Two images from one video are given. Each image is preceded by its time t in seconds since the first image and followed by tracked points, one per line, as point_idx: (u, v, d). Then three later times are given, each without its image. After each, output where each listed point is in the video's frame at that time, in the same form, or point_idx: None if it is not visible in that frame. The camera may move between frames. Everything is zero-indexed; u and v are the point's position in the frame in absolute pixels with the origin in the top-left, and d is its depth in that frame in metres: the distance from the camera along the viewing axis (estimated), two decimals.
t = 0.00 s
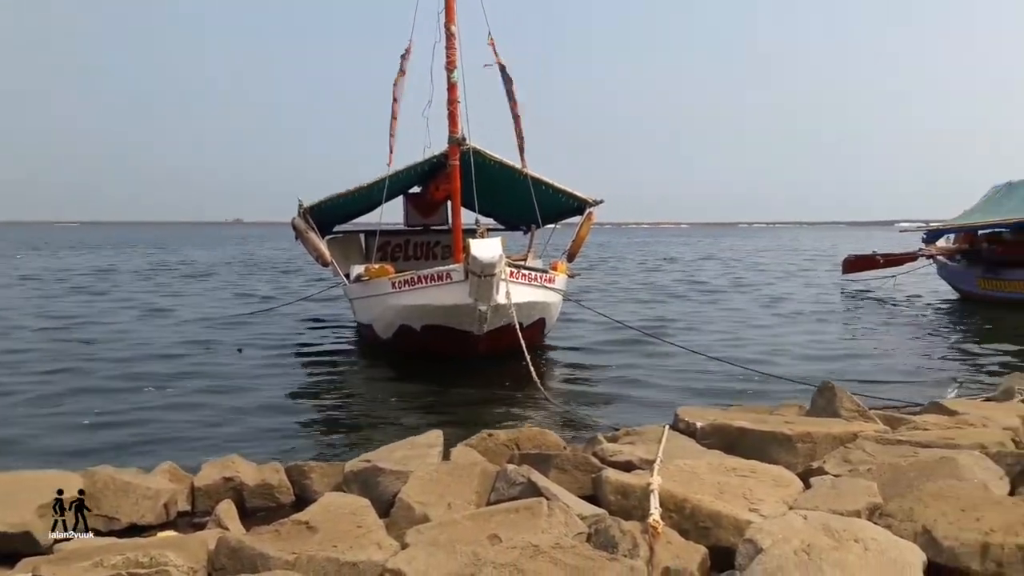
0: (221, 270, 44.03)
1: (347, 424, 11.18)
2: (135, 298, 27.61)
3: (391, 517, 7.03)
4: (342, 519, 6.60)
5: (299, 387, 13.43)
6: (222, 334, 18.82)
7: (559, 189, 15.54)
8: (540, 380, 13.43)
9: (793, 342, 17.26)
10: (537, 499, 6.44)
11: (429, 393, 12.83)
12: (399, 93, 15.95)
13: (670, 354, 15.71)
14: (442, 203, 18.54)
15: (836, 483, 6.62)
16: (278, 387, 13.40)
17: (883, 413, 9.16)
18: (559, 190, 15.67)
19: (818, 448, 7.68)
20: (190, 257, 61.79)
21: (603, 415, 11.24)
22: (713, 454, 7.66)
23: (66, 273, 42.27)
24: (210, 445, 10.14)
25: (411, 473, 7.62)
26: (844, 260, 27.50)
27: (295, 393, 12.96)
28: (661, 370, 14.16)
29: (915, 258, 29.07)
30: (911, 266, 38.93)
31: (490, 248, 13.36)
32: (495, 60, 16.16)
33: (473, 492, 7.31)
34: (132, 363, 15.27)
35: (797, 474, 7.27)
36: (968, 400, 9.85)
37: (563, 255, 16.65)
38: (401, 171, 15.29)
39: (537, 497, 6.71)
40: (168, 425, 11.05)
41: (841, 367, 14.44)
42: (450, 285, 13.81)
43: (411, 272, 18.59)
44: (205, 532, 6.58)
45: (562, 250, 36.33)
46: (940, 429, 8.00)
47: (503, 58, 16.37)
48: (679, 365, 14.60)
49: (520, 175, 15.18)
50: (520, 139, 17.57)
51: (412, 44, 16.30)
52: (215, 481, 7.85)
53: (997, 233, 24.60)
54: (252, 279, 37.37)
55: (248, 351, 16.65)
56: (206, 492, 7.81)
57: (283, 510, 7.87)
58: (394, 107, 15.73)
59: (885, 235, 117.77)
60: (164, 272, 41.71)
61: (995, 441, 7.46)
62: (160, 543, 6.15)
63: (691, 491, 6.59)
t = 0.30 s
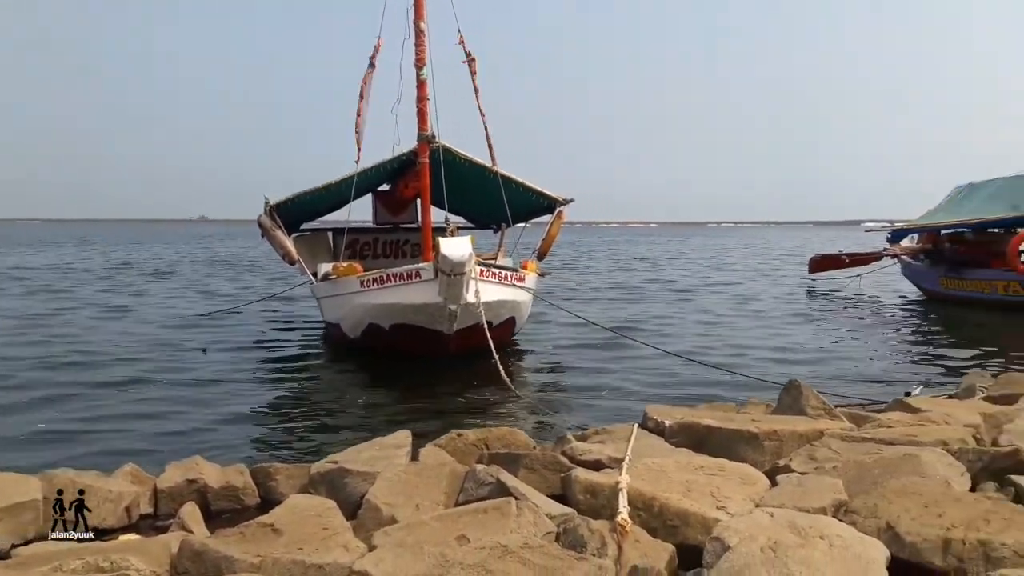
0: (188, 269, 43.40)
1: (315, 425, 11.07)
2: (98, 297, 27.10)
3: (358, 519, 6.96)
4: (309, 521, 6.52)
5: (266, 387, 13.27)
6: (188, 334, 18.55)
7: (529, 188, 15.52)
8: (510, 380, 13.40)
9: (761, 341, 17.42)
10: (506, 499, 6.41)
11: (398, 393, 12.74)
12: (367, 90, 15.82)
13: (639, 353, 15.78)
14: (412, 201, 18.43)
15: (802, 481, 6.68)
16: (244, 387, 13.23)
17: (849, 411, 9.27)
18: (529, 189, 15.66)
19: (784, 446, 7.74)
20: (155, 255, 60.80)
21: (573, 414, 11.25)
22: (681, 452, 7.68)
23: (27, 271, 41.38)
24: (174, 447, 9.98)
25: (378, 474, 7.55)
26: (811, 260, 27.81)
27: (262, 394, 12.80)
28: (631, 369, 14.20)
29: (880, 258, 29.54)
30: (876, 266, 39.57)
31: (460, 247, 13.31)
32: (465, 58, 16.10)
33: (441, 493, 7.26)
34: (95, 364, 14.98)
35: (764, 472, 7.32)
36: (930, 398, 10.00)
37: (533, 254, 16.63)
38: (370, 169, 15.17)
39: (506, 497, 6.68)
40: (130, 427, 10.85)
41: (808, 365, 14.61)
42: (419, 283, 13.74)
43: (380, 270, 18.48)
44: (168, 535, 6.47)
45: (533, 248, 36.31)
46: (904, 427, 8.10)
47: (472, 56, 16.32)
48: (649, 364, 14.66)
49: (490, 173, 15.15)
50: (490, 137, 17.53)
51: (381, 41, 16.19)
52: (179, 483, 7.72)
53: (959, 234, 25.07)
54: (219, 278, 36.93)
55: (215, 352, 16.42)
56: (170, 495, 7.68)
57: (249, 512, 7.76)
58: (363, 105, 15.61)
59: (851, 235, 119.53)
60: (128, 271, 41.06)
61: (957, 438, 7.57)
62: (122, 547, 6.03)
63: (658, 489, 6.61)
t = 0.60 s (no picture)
0: (156, 272, 42.82)
1: (286, 428, 10.96)
2: (64, 301, 26.65)
3: (330, 522, 6.88)
4: (280, 524, 6.45)
5: (236, 390, 13.12)
6: (157, 338, 18.31)
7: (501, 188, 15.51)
8: (483, 381, 13.37)
9: (732, 341, 17.56)
10: (479, 500, 6.38)
11: (371, 395, 12.66)
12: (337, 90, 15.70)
13: (612, 353, 15.85)
14: (383, 202, 18.36)
15: (772, 478, 6.73)
16: (215, 391, 13.08)
17: (818, 409, 9.36)
18: (501, 190, 15.64)
19: (754, 444, 7.79)
20: (123, 257, 59.97)
21: (546, 414, 11.25)
22: (653, 451, 7.71)
23: None
24: (142, 452, 9.83)
25: (350, 476, 7.48)
26: (781, 260, 28.08)
27: (232, 397, 12.65)
28: (603, 369, 14.24)
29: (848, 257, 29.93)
30: (845, 266, 40.09)
31: (432, 248, 13.26)
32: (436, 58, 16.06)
33: (414, 495, 7.21)
34: (62, 368, 14.73)
35: (735, 470, 7.36)
36: (897, 395, 10.14)
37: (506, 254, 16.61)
38: (341, 169, 15.07)
39: (479, 498, 6.64)
40: (97, 431, 10.67)
41: (778, 364, 14.76)
42: (391, 284, 13.67)
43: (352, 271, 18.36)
44: (137, 540, 6.36)
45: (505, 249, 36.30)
46: (871, 424, 8.20)
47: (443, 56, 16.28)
48: (621, 364, 14.72)
49: (462, 174, 15.11)
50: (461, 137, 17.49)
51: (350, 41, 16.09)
52: (148, 487, 7.60)
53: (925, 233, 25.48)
54: (189, 280, 36.49)
55: (184, 355, 16.21)
56: (139, 500, 7.55)
57: (219, 516, 7.66)
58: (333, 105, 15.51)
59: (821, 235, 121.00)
60: (95, 274, 40.43)
61: (924, 435, 7.68)
62: (89, 553, 5.93)
63: (631, 488, 6.61)
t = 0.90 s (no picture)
0: (126, 274, 42.30)
1: (260, 431, 10.87)
2: (32, 304, 26.23)
3: (303, 525, 6.84)
4: (252, 527, 6.40)
5: (209, 393, 13.00)
6: (129, 340, 18.08)
7: (476, 189, 15.50)
8: (459, 381, 13.34)
9: (706, 340, 17.69)
10: (453, 501, 6.37)
11: (345, 397, 12.59)
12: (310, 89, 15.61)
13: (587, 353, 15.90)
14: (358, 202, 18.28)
15: (743, 476, 6.78)
16: (187, 394, 12.95)
17: (789, 408, 9.45)
18: (476, 190, 15.64)
19: (727, 442, 7.85)
20: (92, 259, 59.14)
21: (522, 414, 11.26)
22: (626, 451, 7.74)
23: None
24: (112, 457, 9.71)
25: (323, 479, 7.43)
26: (754, 260, 28.33)
27: (205, 400, 12.52)
28: (578, 370, 14.27)
29: (819, 258, 30.29)
30: (817, 266, 40.56)
31: (407, 248, 13.23)
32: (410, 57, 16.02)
33: (388, 496, 7.18)
34: (30, 372, 14.51)
35: (708, 468, 7.42)
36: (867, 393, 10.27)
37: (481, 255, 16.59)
38: (314, 169, 14.98)
39: (453, 499, 6.64)
40: (66, 436, 10.52)
41: (750, 363, 14.89)
42: (365, 284, 13.62)
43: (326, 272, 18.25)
44: (106, 545, 6.29)
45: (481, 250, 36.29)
46: (842, 422, 8.29)
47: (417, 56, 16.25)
48: (596, 364, 14.77)
49: (437, 174, 15.09)
50: (436, 137, 17.46)
51: (324, 40, 16.00)
52: (118, 491, 7.51)
53: (894, 233, 25.83)
54: (161, 282, 36.07)
55: (157, 358, 16.02)
56: (109, 504, 7.47)
57: (191, 520, 7.58)
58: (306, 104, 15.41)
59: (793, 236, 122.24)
60: (64, 276, 39.85)
61: (893, 433, 7.78)
62: (57, 559, 5.84)
63: (605, 488, 6.64)
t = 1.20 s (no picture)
0: (96, 274, 41.73)
1: (234, 433, 10.78)
2: None
3: (277, 527, 6.79)
4: (226, 530, 6.34)
5: (182, 395, 12.87)
6: (100, 343, 17.85)
7: (453, 188, 15.49)
8: (436, 382, 13.30)
9: (681, 340, 17.82)
10: (428, 502, 6.35)
11: (321, 398, 12.52)
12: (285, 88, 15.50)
13: (564, 353, 15.93)
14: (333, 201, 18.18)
15: (718, 474, 6.83)
16: (160, 396, 12.81)
17: (763, 406, 9.53)
18: (453, 190, 15.62)
19: (701, 441, 7.90)
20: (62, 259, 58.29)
21: (498, 415, 11.25)
22: (602, 450, 7.77)
23: None
24: (82, 461, 9.58)
25: (298, 481, 7.38)
26: (728, 260, 28.54)
27: (178, 403, 12.40)
28: (555, 370, 14.28)
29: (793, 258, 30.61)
30: (790, 265, 40.98)
31: (383, 248, 13.18)
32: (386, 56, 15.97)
33: (363, 498, 7.15)
34: None
35: (683, 467, 7.47)
36: (839, 391, 10.40)
37: (458, 255, 16.57)
38: (289, 168, 14.88)
39: (429, 499, 6.62)
40: (35, 440, 10.37)
41: (725, 362, 15.03)
42: (340, 285, 13.56)
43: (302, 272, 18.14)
44: (76, 550, 6.20)
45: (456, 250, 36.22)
46: (814, 420, 8.38)
47: (393, 55, 16.20)
48: (573, 364, 14.81)
49: (413, 173, 15.05)
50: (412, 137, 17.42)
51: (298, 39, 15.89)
52: (88, 495, 7.42)
53: (866, 233, 26.15)
54: (133, 283, 35.69)
55: (129, 361, 15.83)
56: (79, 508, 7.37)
57: (164, 523, 7.50)
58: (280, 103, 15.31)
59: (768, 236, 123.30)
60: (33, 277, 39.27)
61: (864, 430, 7.88)
62: (25, 565, 5.76)
63: (580, 487, 6.65)
